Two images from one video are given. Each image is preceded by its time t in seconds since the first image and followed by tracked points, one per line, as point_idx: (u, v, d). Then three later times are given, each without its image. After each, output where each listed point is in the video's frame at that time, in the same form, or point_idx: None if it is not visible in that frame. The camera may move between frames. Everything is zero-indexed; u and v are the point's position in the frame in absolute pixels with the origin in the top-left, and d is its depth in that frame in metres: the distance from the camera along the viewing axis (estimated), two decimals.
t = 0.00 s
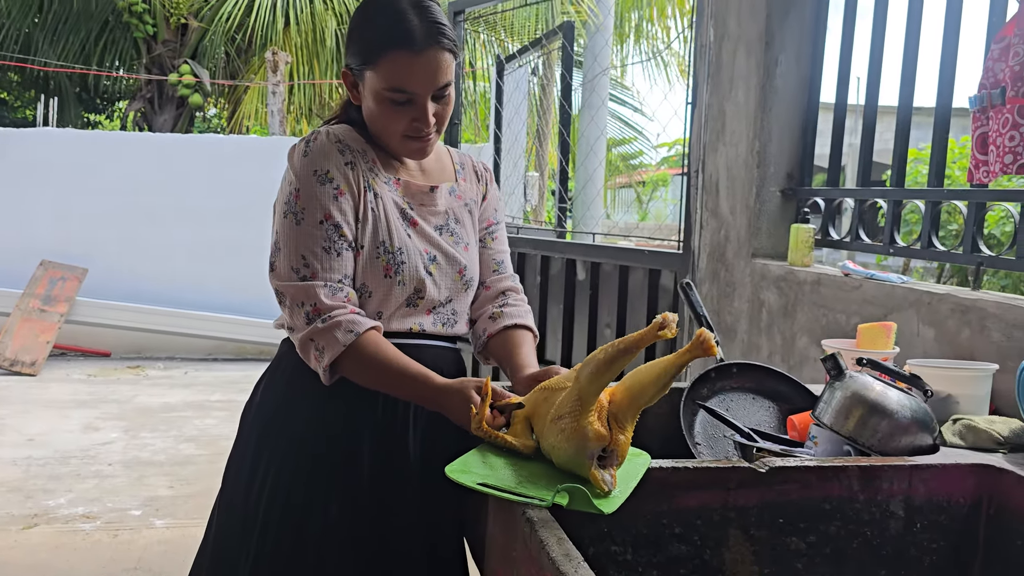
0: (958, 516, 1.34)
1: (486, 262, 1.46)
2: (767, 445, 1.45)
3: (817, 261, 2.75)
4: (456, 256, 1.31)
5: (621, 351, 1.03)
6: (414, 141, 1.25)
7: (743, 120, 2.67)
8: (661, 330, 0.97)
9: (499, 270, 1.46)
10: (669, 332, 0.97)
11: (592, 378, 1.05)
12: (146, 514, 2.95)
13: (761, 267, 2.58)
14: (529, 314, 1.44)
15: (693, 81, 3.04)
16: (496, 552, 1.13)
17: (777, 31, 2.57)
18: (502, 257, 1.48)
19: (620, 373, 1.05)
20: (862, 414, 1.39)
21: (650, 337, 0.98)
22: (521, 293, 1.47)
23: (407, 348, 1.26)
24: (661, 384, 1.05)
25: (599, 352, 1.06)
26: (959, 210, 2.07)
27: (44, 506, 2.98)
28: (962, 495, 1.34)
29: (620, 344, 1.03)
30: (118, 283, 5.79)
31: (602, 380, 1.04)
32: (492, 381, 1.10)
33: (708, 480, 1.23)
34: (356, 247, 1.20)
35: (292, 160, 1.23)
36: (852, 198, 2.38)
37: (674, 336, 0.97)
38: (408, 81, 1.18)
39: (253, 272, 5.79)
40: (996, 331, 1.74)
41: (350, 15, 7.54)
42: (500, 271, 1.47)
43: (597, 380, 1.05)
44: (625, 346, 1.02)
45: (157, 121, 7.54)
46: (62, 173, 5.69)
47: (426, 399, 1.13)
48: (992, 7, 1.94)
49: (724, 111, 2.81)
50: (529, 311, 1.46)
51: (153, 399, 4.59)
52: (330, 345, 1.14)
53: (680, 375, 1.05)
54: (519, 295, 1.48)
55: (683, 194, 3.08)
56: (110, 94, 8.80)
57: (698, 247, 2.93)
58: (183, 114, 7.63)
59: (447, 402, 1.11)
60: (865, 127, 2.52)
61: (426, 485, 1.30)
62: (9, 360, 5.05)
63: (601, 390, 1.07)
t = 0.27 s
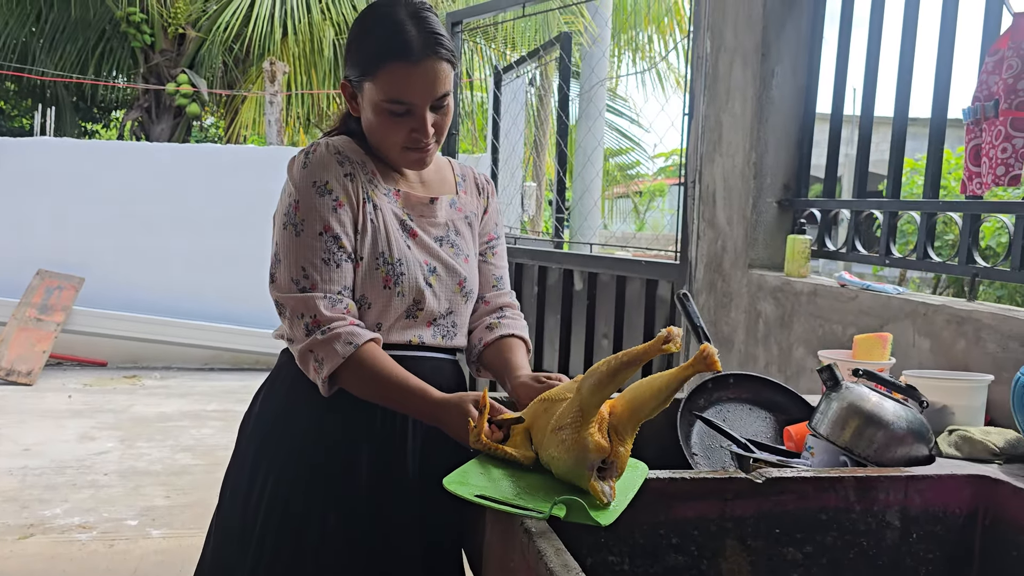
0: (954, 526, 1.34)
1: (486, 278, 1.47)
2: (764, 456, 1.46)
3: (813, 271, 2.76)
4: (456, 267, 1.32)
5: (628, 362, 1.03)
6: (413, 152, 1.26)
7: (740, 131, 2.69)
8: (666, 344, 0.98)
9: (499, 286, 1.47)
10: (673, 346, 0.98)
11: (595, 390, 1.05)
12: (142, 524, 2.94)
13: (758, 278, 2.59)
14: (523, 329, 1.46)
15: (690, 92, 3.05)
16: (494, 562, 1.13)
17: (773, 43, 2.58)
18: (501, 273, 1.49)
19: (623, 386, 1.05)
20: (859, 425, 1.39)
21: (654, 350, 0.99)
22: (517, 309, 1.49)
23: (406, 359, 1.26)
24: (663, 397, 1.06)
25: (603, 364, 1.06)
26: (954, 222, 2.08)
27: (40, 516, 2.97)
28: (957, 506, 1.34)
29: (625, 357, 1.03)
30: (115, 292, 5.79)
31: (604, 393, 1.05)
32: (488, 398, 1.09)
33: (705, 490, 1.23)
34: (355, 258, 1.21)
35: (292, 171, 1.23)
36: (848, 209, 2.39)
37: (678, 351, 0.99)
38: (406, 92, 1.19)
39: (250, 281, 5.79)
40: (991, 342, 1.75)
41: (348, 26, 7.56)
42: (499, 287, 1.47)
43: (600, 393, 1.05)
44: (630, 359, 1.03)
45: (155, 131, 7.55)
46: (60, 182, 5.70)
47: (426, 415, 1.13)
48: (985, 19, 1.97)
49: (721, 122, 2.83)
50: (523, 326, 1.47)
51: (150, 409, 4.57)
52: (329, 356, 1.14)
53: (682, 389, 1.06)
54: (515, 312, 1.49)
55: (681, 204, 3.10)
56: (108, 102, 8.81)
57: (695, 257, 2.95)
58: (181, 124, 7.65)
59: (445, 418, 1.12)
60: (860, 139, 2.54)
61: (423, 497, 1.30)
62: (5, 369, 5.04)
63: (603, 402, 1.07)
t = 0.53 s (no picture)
0: (955, 532, 1.34)
1: (489, 283, 1.47)
2: (765, 462, 1.46)
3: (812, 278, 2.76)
4: (458, 273, 1.32)
5: (618, 363, 1.03)
6: (415, 160, 1.26)
7: (739, 138, 2.69)
8: (655, 343, 0.98)
9: (504, 291, 1.48)
10: (662, 345, 0.98)
11: (588, 395, 1.05)
12: (140, 531, 2.93)
13: (758, 284, 2.59)
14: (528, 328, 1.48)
15: (690, 100, 3.07)
16: (496, 568, 1.13)
17: (773, 50, 2.59)
18: (504, 278, 1.49)
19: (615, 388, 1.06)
20: (860, 431, 1.39)
21: (643, 350, 0.99)
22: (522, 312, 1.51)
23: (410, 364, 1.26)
24: (656, 396, 1.07)
25: (594, 366, 1.06)
26: (953, 229, 2.09)
27: (37, 523, 2.96)
28: (959, 512, 1.34)
29: (613, 359, 1.03)
30: (114, 299, 5.79)
31: (597, 396, 1.05)
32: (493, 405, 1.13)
33: (706, 496, 1.23)
34: (359, 264, 1.21)
35: (296, 176, 1.24)
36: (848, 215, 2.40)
37: (667, 348, 0.99)
38: (407, 100, 1.20)
39: (249, 287, 5.79)
40: (991, 349, 1.75)
41: (348, 33, 7.57)
42: (502, 292, 1.48)
43: (593, 396, 1.05)
44: (618, 360, 1.02)
45: (153, 137, 7.55)
46: (59, 188, 5.70)
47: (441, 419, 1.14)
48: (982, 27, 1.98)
49: (720, 128, 2.83)
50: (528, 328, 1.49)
51: (148, 415, 4.56)
52: (338, 360, 1.14)
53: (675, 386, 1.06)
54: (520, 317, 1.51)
55: (680, 212, 3.12)
56: (107, 109, 8.82)
57: (694, 264, 2.96)
58: (180, 130, 7.66)
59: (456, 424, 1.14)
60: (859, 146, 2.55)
61: (425, 503, 1.30)
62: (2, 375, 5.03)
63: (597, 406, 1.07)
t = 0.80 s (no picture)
0: (952, 536, 1.34)
1: (491, 289, 1.48)
2: (762, 466, 1.46)
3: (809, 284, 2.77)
4: (455, 276, 1.33)
5: (617, 364, 1.03)
6: (413, 164, 1.27)
7: (737, 144, 2.70)
8: (654, 343, 0.99)
9: (504, 295, 1.49)
10: (661, 345, 0.99)
11: (586, 397, 1.05)
12: (137, 536, 2.92)
13: (755, 289, 2.60)
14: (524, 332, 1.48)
15: (687, 107, 3.08)
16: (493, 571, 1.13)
17: (769, 58, 2.61)
18: (505, 283, 1.50)
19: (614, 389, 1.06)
20: (857, 435, 1.40)
21: (643, 350, 1.00)
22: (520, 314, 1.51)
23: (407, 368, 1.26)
24: (654, 396, 1.07)
25: (593, 368, 1.06)
26: (950, 234, 2.10)
27: (33, 528, 2.95)
28: (956, 516, 1.35)
29: (612, 360, 1.03)
30: (111, 303, 5.78)
31: (596, 398, 1.05)
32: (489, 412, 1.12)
33: (704, 500, 1.23)
34: (356, 265, 1.21)
35: (294, 178, 1.24)
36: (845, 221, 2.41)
37: (666, 349, 0.99)
38: (404, 105, 1.20)
39: (247, 292, 5.79)
40: (988, 353, 1.76)
41: (347, 39, 7.59)
42: (503, 297, 1.49)
43: (592, 397, 1.05)
44: (618, 362, 1.03)
45: (152, 142, 7.55)
46: (57, 193, 5.70)
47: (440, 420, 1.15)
48: (978, 34, 1.99)
49: (718, 134, 2.84)
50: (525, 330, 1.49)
51: (145, 421, 4.55)
52: (334, 360, 1.15)
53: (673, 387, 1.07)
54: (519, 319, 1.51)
55: (677, 218, 3.13)
56: (106, 113, 8.83)
57: (692, 270, 2.97)
58: (178, 135, 7.67)
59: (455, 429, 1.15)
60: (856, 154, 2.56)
61: (422, 506, 1.30)
62: None
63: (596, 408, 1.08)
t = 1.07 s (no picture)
0: (951, 544, 1.34)
1: (489, 293, 1.49)
2: (761, 473, 1.46)
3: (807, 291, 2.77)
4: (456, 282, 1.33)
5: (620, 371, 1.04)
6: (413, 171, 1.27)
7: (735, 152, 2.71)
8: (657, 350, 0.99)
9: (502, 300, 1.49)
10: (664, 352, 0.99)
11: (588, 403, 1.06)
12: (132, 542, 2.91)
13: (753, 296, 2.60)
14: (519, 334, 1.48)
15: (686, 114, 3.09)
16: None
17: (767, 65, 2.62)
18: (503, 287, 1.50)
19: (616, 396, 1.06)
20: (856, 442, 1.40)
21: (645, 357, 1.00)
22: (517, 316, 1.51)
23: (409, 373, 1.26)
24: (655, 404, 1.07)
25: (596, 375, 1.07)
26: (947, 242, 2.10)
27: (29, 534, 2.93)
28: (954, 524, 1.35)
29: (614, 366, 1.04)
30: (109, 309, 5.77)
31: (598, 404, 1.06)
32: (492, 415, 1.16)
33: (703, 506, 1.23)
34: (360, 269, 1.22)
35: (298, 181, 1.25)
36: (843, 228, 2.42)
37: (668, 356, 1.00)
38: (404, 112, 1.21)
39: (244, 298, 5.78)
40: (985, 361, 1.76)
41: (345, 45, 7.61)
42: (501, 301, 1.49)
43: (594, 403, 1.06)
44: (620, 368, 1.03)
45: (149, 148, 7.55)
46: (54, 199, 5.69)
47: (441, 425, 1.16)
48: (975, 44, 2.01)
49: (716, 142, 2.85)
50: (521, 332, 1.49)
51: (141, 427, 4.54)
52: (343, 361, 1.14)
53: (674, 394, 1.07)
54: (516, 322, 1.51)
55: (675, 226, 3.14)
56: (103, 119, 8.84)
57: (690, 277, 2.97)
58: (176, 141, 7.66)
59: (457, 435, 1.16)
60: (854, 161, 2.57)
61: (421, 511, 1.31)
62: None
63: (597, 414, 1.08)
